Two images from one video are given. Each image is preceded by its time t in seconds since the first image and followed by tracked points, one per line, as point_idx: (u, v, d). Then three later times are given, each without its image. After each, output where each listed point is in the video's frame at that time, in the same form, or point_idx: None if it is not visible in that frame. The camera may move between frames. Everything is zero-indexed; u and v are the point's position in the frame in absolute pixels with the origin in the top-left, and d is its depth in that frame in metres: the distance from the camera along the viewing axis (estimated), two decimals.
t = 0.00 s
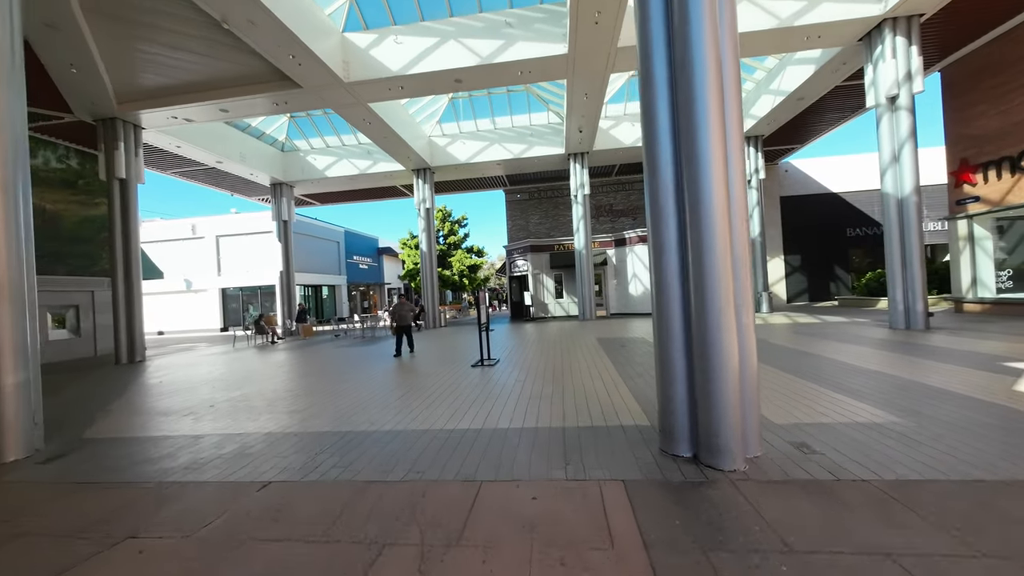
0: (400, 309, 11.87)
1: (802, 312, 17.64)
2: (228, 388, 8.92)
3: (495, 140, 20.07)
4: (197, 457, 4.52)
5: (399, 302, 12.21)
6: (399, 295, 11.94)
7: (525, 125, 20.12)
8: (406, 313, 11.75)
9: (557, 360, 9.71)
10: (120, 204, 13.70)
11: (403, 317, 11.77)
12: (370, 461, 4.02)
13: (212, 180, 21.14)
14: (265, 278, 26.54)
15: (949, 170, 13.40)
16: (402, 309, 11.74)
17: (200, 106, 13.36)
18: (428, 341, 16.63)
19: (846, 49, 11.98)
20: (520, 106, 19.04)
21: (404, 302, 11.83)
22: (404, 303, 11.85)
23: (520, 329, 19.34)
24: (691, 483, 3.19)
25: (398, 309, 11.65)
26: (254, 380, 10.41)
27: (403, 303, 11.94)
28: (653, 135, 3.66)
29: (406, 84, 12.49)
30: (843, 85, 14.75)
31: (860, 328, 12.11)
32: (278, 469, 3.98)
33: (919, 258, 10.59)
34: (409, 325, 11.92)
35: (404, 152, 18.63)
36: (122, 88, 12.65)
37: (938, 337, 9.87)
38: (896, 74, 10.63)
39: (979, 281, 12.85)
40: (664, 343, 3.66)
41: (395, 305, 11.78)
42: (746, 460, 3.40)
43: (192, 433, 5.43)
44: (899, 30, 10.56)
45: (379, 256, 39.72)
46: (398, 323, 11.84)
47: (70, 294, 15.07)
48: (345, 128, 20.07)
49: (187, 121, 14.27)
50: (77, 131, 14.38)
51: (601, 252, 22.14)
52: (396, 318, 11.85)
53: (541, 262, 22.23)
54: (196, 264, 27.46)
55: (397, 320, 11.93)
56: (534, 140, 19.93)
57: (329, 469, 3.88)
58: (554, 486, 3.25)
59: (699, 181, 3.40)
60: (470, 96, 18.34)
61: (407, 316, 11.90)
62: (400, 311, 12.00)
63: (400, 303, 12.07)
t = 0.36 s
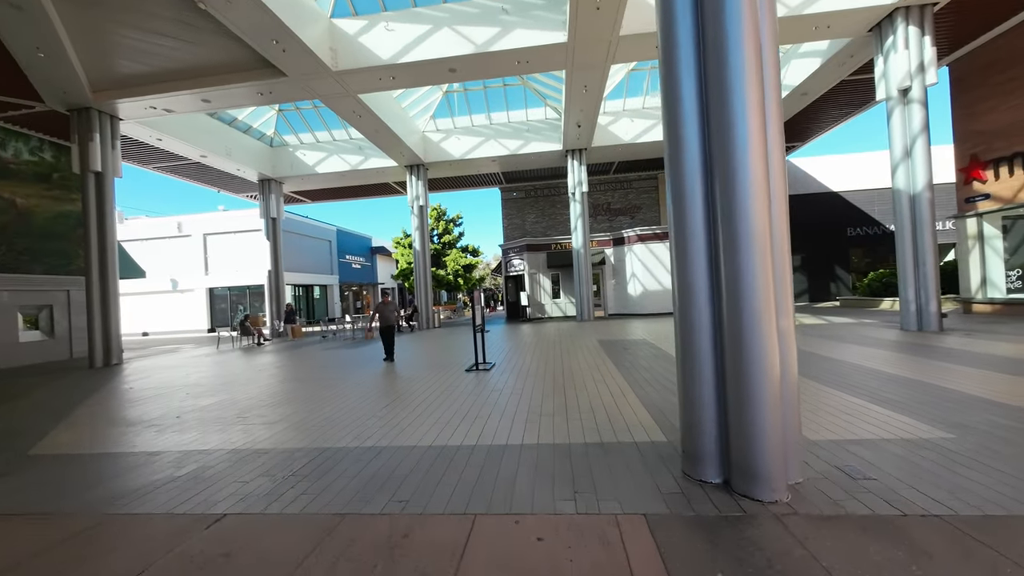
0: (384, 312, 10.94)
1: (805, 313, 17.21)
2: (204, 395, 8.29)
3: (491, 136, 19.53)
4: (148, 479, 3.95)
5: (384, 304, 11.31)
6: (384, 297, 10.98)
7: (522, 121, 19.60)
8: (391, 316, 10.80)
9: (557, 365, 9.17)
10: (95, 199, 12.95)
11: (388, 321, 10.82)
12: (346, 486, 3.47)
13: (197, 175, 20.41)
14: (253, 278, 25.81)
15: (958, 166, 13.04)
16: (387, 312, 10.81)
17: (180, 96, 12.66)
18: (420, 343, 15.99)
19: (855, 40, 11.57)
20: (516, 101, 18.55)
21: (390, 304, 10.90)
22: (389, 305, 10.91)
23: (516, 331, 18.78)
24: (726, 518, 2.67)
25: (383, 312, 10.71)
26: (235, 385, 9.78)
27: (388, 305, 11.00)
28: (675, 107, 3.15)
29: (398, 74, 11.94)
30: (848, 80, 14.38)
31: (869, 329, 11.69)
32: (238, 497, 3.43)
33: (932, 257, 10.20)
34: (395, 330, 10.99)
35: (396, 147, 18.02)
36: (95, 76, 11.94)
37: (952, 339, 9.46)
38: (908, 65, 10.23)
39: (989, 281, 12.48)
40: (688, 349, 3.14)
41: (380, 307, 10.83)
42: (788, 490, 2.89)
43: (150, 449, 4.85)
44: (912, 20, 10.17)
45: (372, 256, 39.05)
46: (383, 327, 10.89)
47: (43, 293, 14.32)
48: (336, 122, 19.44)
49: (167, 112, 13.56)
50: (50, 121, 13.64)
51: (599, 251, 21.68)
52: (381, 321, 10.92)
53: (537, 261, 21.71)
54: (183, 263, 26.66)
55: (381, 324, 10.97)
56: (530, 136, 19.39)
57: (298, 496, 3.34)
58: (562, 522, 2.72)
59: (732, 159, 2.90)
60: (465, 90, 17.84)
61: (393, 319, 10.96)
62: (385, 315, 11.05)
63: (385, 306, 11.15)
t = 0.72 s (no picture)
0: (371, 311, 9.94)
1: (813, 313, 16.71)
2: (184, 394, 7.78)
3: (490, 129, 18.98)
4: (92, 497, 3.44)
5: (372, 302, 10.39)
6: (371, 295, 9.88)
7: (522, 114, 19.07)
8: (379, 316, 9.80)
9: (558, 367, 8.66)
10: (75, 190, 12.39)
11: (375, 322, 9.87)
12: (317, 512, 2.96)
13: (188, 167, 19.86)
14: (247, 274, 25.26)
15: (976, 162, 12.53)
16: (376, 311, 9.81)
17: (165, 82, 12.10)
18: (414, 343, 15.38)
19: (872, 28, 11.05)
20: (517, 93, 18.06)
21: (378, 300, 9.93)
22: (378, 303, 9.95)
23: (515, 330, 18.24)
24: (776, 565, 2.16)
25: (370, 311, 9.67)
26: (219, 383, 9.26)
27: (375, 303, 10.05)
28: (707, 65, 2.63)
29: (393, 60, 11.41)
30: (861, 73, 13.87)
31: (883, 331, 11.21)
32: (189, 524, 2.92)
33: (953, 256, 9.71)
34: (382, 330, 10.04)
35: (393, 140, 17.46)
36: (74, 59, 11.36)
37: (974, 341, 9.00)
38: (930, 53, 9.70)
39: (1008, 282, 12.00)
40: (721, 355, 2.63)
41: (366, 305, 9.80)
42: (847, 528, 2.37)
43: (107, 460, 4.34)
44: (934, 5, 9.64)
45: (370, 253, 38.51)
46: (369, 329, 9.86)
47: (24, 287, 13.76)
48: (332, 114, 18.91)
49: (153, 99, 12.99)
50: (31, 108, 13.06)
51: (601, 248, 21.18)
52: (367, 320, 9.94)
53: (537, 259, 21.21)
54: (175, 258, 26.09)
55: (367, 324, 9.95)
56: (531, 130, 18.86)
57: (258, 525, 2.83)
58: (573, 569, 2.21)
59: (779, 126, 2.39)
60: (464, 81, 17.34)
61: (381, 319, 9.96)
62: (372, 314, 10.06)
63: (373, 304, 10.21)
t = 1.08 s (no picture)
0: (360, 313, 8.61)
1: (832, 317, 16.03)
2: (166, 396, 7.28)
3: (496, 123, 18.40)
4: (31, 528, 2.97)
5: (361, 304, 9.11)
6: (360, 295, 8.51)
7: (529, 108, 18.47)
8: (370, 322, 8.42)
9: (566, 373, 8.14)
10: (66, 183, 11.97)
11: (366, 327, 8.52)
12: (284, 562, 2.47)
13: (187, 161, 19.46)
14: (248, 271, 24.89)
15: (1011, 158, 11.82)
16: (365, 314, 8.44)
17: (159, 71, 11.64)
18: (415, 345, 14.77)
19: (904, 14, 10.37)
20: (524, 86, 17.50)
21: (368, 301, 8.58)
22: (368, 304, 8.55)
23: (519, 331, 17.67)
24: None
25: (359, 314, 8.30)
26: (209, 383, 8.75)
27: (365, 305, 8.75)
28: (775, 7, 2.05)
29: (395, 47, 10.87)
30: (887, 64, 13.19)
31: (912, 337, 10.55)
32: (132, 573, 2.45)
33: (993, 257, 9.05)
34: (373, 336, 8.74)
35: (396, 134, 16.94)
36: (64, 46, 10.91)
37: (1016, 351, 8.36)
38: (971, 40, 9.02)
39: None
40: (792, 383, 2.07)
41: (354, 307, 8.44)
42: None
43: (53, 481, 3.77)
44: None
45: (373, 250, 38.09)
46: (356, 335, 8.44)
47: (17, 284, 13.40)
48: (333, 107, 18.42)
49: (146, 88, 12.52)
50: (22, 98, 12.65)
51: (609, 247, 20.56)
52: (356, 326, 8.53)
53: (543, 257, 20.64)
54: (176, 254, 25.73)
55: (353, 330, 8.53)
56: (538, 124, 18.24)
57: None
58: None
59: (877, 87, 1.85)
60: (470, 73, 16.80)
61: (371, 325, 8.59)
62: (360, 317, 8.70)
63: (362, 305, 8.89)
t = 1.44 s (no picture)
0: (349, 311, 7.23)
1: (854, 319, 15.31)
2: (154, 398, 6.86)
3: (505, 117, 17.85)
4: None
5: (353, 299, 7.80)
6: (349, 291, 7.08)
7: (539, 101, 17.89)
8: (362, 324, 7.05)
9: (581, 376, 7.62)
10: (64, 176, 11.68)
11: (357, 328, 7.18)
12: None
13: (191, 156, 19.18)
14: (253, 268, 24.65)
15: None
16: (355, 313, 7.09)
17: (158, 61, 11.28)
18: (420, 345, 14.24)
19: None
20: (534, 78, 16.97)
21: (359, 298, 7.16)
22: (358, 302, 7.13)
23: (527, 332, 17.14)
24: None
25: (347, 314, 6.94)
26: (202, 382, 8.32)
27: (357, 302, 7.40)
28: None
29: (400, 34, 10.39)
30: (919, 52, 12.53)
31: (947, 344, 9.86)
32: None
33: None
34: (367, 340, 7.39)
35: (402, 128, 16.50)
36: (61, 35, 10.57)
37: None
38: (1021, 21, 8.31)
39: None
40: (918, 416, 1.60)
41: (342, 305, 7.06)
42: None
43: (1, 499, 3.31)
44: None
45: (380, 248, 37.78)
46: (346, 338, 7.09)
47: (17, 279, 13.16)
48: (339, 100, 18.03)
49: (145, 79, 12.18)
50: (21, 89, 12.37)
51: (620, 246, 19.94)
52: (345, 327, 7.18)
53: (552, 256, 20.10)
54: (181, 250, 25.54)
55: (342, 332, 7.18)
56: (548, 118, 17.63)
57: None
58: None
59: None
60: (478, 65, 16.33)
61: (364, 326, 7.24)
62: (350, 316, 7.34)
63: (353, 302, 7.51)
